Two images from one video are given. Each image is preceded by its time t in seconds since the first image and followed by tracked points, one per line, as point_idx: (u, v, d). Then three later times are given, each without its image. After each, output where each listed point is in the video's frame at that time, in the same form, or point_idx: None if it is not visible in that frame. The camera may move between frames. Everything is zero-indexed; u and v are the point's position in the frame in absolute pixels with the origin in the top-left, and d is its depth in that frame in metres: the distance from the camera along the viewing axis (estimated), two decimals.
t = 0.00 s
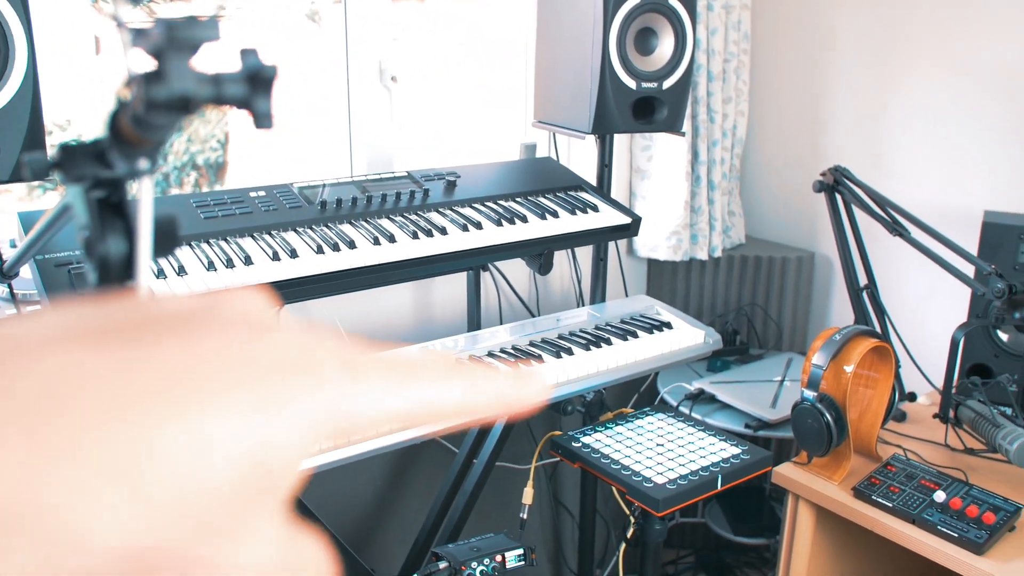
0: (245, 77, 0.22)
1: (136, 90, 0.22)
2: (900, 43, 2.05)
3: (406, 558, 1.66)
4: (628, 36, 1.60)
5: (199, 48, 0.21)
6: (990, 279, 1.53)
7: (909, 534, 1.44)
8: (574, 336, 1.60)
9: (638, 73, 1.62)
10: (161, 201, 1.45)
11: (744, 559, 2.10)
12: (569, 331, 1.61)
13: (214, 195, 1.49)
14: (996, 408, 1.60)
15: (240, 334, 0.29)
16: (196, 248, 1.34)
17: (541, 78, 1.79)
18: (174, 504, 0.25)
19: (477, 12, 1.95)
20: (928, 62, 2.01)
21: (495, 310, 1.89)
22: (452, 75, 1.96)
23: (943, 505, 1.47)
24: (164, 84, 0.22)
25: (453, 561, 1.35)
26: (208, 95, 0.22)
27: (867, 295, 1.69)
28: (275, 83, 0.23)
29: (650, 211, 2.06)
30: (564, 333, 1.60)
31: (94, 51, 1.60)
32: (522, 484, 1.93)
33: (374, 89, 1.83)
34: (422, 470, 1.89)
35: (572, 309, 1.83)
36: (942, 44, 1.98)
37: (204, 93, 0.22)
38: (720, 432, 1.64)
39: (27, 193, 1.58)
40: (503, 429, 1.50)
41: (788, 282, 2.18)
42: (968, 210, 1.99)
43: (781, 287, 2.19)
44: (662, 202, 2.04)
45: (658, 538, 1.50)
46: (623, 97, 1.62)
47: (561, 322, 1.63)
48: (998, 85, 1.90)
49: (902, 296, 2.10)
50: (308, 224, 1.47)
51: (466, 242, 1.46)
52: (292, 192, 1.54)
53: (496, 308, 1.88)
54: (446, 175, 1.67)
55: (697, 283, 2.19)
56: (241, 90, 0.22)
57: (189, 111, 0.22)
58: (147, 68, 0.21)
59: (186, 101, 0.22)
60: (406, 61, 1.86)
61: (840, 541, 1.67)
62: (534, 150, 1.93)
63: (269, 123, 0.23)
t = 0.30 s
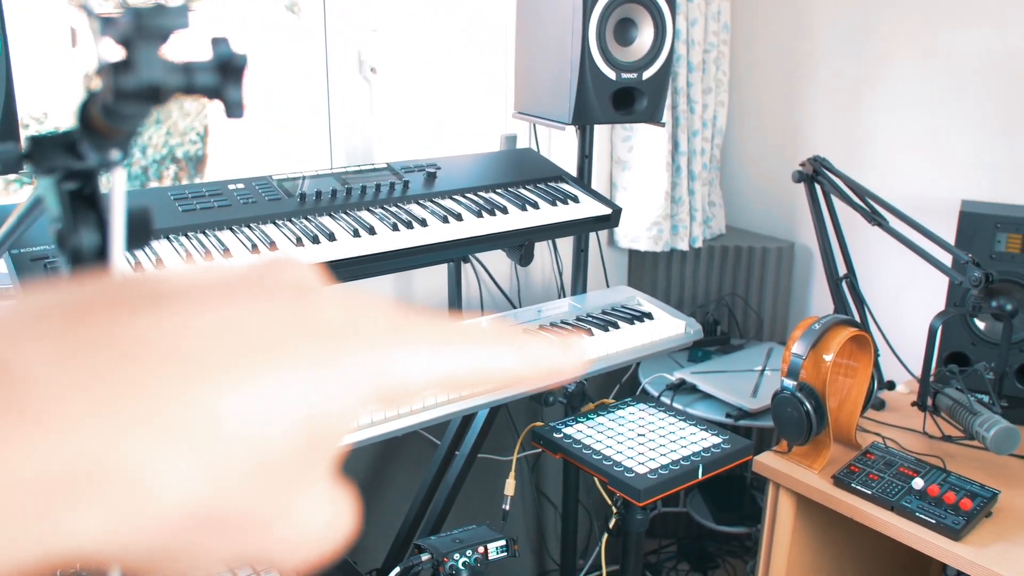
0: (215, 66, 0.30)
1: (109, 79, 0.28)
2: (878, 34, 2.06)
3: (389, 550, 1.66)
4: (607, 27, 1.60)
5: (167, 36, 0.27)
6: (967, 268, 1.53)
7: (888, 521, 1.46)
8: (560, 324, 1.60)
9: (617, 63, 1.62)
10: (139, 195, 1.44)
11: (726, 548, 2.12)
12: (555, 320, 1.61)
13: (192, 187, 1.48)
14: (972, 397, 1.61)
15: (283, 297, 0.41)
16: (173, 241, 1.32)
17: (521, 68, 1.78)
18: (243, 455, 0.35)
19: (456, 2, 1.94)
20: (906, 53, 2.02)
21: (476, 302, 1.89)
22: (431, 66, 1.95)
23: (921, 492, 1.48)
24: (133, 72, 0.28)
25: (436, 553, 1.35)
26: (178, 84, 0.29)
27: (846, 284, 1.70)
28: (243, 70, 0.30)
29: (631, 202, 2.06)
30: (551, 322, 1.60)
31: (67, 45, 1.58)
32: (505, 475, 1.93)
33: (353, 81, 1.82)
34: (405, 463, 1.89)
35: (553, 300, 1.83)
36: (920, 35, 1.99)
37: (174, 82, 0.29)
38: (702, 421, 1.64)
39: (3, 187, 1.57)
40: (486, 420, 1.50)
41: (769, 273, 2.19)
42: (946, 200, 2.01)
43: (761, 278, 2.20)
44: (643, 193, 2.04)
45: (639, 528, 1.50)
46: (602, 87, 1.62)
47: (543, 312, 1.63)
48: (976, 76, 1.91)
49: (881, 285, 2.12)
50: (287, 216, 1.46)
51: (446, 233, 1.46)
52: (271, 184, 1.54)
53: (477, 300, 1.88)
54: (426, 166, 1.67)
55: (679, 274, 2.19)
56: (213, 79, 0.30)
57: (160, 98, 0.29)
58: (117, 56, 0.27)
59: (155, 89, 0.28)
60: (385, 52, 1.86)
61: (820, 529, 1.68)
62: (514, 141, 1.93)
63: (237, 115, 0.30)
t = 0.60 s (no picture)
0: (193, 64, 0.31)
1: (82, 78, 0.29)
2: (859, 32, 2.07)
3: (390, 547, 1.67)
4: (589, 25, 1.59)
5: (139, 34, 0.28)
6: (947, 263, 1.54)
7: (871, 516, 1.46)
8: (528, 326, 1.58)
9: (599, 61, 1.62)
10: (118, 194, 1.43)
11: (710, 543, 2.13)
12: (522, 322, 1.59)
13: (173, 186, 1.47)
14: (953, 391, 1.62)
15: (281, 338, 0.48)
16: (154, 241, 1.32)
17: (502, 66, 1.78)
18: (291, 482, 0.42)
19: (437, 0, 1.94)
20: (887, 50, 2.03)
21: (459, 301, 1.88)
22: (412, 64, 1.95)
23: (903, 487, 1.49)
24: (105, 70, 0.29)
25: (421, 552, 1.34)
26: (151, 80, 0.30)
27: (828, 280, 1.71)
28: (219, 69, 0.32)
29: (613, 199, 2.06)
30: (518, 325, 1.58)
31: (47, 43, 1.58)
32: (490, 474, 1.93)
33: (334, 79, 1.82)
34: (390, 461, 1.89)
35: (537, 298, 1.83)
36: (901, 32, 2.00)
37: (147, 78, 0.30)
38: (685, 418, 1.65)
39: None
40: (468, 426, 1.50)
41: (752, 270, 2.20)
42: (926, 197, 2.02)
43: (744, 274, 2.21)
44: (626, 190, 2.04)
45: (624, 525, 1.50)
46: (584, 85, 1.62)
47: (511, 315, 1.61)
48: (956, 74, 1.92)
49: (862, 281, 2.13)
50: (269, 215, 1.46)
51: (429, 232, 1.46)
52: (252, 183, 1.53)
53: (461, 298, 1.88)
54: (408, 165, 1.66)
55: (661, 271, 2.20)
56: (189, 78, 0.31)
57: (128, 97, 0.30)
58: (93, 54, 0.28)
59: (128, 87, 0.29)
60: (367, 50, 1.85)
61: (804, 524, 1.69)
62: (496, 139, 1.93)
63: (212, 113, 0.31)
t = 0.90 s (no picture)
0: (183, 63, 0.39)
1: (77, 77, 0.36)
2: (852, 30, 2.07)
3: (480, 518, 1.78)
4: (583, 23, 1.60)
5: (130, 32, 0.35)
6: (942, 262, 1.55)
7: (866, 514, 1.47)
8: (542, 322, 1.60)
9: (593, 59, 1.62)
10: (112, 193, 1.43)
11: (706, 541, 2.13)
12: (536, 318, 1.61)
13: (167, 185, 1.47)
14: (948, 389, 1.63)
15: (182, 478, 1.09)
16: (148, 240, 1.31)
17: (497, 65, 1.78)
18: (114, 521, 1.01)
19: None
20: (881, 49, 2.03)
21: (454, 301, 1.88)
22: (408, 63, 1.94)
23: (899, 485, 1.49)
24: (97, 69, 0.36)
25: (418, 551, 1.35)
26: (142, 76, 0.37)
27: (823, 279, 1.71)
28: (206, 65, 0.39)
29: (609, 198, 2.06)
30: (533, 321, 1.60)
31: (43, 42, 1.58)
32: (485, 473, 1.93)
33: (329, 78, 1.81)
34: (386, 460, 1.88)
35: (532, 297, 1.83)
36: (895, 31, 2.00)
37: (138, 75, 0.37)
38: (681, 416, 1.65)
39: None
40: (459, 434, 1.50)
41: (747, 269, 2.20)
42: (921, 195, 2.02)
43: (739, 273, 2.21)
44: (621, 189, 2.04)
45: (620, 524, 1.50)
46: (579, 84, 1.62)
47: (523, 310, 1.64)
48: (951, 72, 1.92)
49: (857, 280, 2.13)
50: (264, 214, 1.45)
51: (424, 231, 1.45)
52: (247, 182, 1.53)
53: (456, 297, 1.88)
54: (403, 164, 1.66)
55: (657, 270, 2.20)
56: (181, 75, 0.39)
57: (118, 91, 0.37)
58: (84, 53, 0.35)
59: (117, 84, 0.36)
60: (361, 49, 1.85)
61: (800, 522, 1.69)
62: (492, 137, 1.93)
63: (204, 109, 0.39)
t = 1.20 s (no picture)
0: (195, 63, 0.39)
1: (89, 75, 0.36)
2: (861, 29, 2.07)
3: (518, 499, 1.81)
4: (592, 22, 1.59)
5: (142, 31, 0.36)
6: (952, 262, 1.54)
7: (875, 515, 1.46)
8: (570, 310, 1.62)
9: (602, 58, 1.62)
10: (123, 192, 1.43)
11: (715, 542, 2.12)
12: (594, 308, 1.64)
13: (176, 184, 1.47)
14: (958, 390, 1.62)
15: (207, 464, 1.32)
16: (157, 239, 1.32)
17: (506, 65, 1.78)
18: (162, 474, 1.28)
19: None
20: (891, 48, 2.02)
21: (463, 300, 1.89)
22: (416, 63, 1.94)
23: (908, 486, 1.49)
24: (110, 67, 0.36)
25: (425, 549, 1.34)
26: (155, 75, 0.37)
27: (832, 279, 1.71)
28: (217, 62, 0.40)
29: (617, 198, 2.06)
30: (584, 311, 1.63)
31: (54, 41, 1.59)
32: (494, 472, 1.94)
33: (338, 77, 1.82)
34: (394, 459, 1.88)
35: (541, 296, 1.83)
36: (905, 30, 1.99)
37: (151, 73, 0.37)
38: (690, 417, 1.64)
39: None
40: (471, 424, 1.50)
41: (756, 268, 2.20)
42: (931, 195, 2.01)
43: (748, 272, 2.20)
44: (630, 188, 2.04)
45: (629, 523, 1.50)
46: (588, 83, 1.62)
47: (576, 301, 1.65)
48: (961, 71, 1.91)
49: (867, 279, 2.13)
50: (273, 213, 1.46)
51: (433, 230, 1.45)
52: (256, 181, 1.53)
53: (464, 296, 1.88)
54: (412, 163, 1.66)
55: (667, 269, 2.19)
56: (193, 74, 0.39)
57: (130, 89, 0.37)
58: (96, 51, 0.36)
59: (129, 82, 0.37)
60: (370, 48, 1.85)
61: (809, 522, 1.69)
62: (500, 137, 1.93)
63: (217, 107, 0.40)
